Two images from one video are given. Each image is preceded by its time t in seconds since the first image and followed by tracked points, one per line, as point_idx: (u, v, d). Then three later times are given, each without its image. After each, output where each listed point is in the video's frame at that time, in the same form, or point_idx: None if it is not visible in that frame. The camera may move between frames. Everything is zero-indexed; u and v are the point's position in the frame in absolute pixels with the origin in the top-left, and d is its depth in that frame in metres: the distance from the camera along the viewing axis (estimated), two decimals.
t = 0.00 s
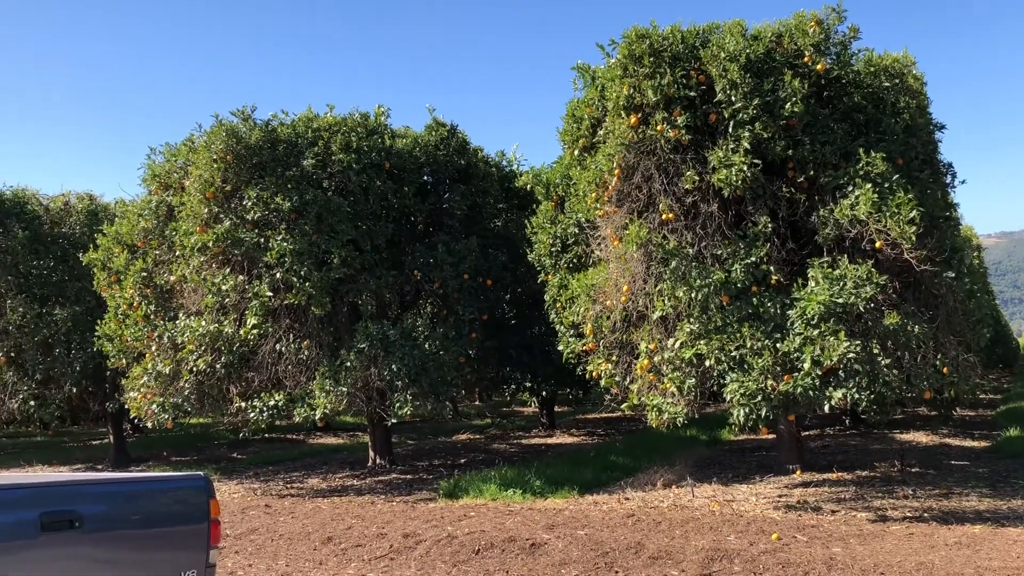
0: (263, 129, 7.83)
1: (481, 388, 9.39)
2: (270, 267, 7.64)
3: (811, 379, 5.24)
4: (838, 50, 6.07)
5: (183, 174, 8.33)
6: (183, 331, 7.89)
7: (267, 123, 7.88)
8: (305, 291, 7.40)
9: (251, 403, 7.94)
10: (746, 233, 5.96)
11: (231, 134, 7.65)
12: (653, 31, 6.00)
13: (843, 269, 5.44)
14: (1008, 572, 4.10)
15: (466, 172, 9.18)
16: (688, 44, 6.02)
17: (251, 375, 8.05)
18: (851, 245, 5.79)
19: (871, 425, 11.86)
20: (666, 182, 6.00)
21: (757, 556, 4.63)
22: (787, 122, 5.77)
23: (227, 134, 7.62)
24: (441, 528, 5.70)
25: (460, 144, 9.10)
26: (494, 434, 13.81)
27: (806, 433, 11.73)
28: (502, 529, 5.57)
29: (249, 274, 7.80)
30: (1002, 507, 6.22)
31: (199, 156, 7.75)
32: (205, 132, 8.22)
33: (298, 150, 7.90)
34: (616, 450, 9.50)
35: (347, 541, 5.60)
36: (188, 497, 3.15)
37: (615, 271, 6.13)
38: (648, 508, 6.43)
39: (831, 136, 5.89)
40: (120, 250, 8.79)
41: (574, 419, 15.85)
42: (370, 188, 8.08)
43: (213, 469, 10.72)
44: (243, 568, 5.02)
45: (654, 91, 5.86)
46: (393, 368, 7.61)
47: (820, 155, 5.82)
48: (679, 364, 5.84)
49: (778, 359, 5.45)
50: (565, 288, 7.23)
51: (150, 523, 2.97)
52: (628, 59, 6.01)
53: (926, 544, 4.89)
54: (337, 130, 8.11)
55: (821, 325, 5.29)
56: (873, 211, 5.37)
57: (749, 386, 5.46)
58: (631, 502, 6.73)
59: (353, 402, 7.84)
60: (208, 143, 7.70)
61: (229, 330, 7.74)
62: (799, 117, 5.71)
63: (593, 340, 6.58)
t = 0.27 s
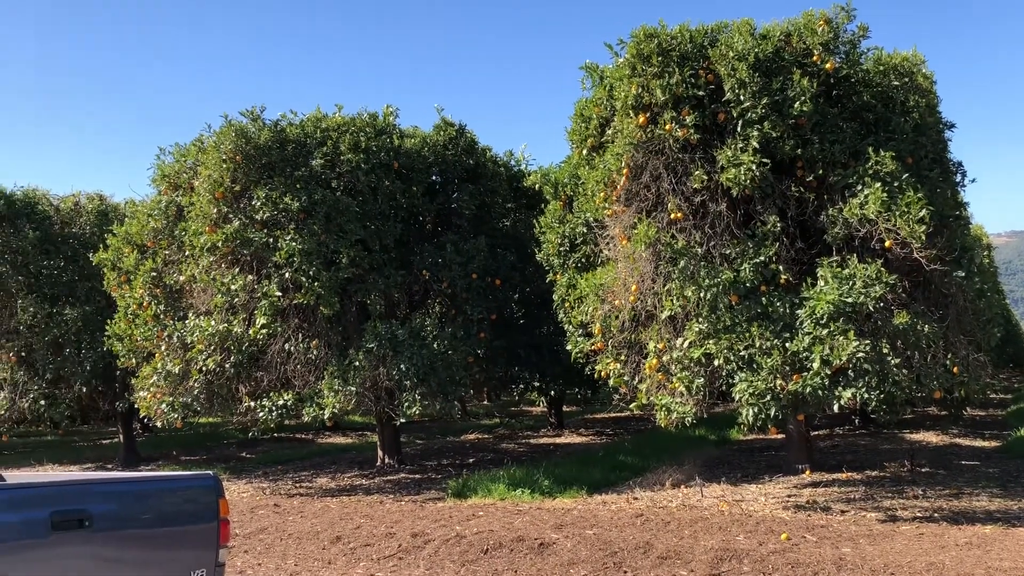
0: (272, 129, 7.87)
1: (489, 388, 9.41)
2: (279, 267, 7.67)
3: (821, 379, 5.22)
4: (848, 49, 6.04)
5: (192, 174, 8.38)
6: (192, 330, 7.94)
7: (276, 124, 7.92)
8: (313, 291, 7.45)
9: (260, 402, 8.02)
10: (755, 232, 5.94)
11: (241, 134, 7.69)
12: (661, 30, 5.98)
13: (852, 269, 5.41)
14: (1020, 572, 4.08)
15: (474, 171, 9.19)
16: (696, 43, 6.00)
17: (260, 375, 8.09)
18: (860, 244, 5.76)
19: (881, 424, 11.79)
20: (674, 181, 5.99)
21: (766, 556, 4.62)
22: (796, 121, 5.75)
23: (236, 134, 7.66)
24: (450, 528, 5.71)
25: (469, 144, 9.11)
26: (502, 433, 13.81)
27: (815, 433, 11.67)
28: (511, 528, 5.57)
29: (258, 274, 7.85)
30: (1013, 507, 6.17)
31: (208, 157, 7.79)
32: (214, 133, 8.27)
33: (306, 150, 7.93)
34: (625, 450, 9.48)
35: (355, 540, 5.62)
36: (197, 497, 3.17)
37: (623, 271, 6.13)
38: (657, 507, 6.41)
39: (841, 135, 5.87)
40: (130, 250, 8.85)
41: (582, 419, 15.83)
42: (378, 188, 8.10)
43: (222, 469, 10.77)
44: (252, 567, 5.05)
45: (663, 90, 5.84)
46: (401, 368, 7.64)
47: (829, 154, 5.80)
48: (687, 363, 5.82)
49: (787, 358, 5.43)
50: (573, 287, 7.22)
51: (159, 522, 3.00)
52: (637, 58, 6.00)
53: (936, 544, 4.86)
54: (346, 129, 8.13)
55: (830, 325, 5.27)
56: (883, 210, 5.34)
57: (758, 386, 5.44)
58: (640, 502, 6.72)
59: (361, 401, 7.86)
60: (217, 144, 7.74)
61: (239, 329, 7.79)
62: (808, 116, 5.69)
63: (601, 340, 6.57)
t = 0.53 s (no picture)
0: (277, 130, 7.89)
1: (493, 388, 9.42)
2: (283, 267, 7.69)
3: (825, 378, 5.21)
4: (853, 49, 6.00)
5: (197, 174, 8.41)
6: (197, 330, 7.96)
7: (281, 124, 7.94)
8: (318, 291, 7.47)
9: (264, 402, 8.01)
10: (759, 232, 5.93)
11: (245, 134, 7.71)
12: (665, 30, 5.98)
13: (857, 268, 5.39)
14: None
15: (479, 171, 9.19)
16: (700, 43, 5.99)
17: (264, 375, 8.11)
18: (865, 244, 5.75)
19: (886, 424, 11.76)
20: (678, 181, 5.98)
21: (770, 557, 4.61)
22: (801, 121, 5.74)
23: (240, 135, 7.68)
24: (454, 528, 5.72)
25: (473, 144, 9.11)
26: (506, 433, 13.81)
27: (820, 433, 11.64)
28: (515, 528, 5.58)
29: (263, 273, 7.86)
30: (1018, 507, 6.15)
31: (213, 157, 7.82)
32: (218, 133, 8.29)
33: (311, 150, 7.95)
34: (629, 450, 9.47)
35: (360, 540, 5.63)
36: (202, 496, 3.18)
37: (627, 271, 6.12)
38: (661, 508, 6.41)
39: (846, 135, 5.85)
40: (135, 250, 8.88)
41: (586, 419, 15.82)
42: (383, 188, 8.12)
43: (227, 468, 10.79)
44: (257, 566, 5.06)
45: (668, 90, 5.84)
46: (406, 367, 7.65)
47: (834, 154, 5.78)
48: (692, 363, 5.81)
49: (791, 358, 5.42)
50: (577, 287, 7.22)
51: (164, 521, 3.01)
52: (641, 58, 5.99)
53: (941, 545, 4.85)
54: (350, 129, 8.14)
55: (835, 325, 5.26)
56: (888, 210, 5.32)
57: (762, 386, 5.43)
58: (645, 502, 6.71)
59: (365, 401, 7.88)
60: (221, 144, 7.77)
61: (243, 329, 7.81)
62: (812, 116, 5.68)
63: (606, 340, 6.56)
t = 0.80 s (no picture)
0: (278, 130, 7.90)
1: (495, 388, 9.42)
2: (285, 267, 7.69)
3: (827, 378, 5.21)
4: (855, 49, 5.99)
5: (199, 174, 8.43)
6: (199, 330, 7.96)
7: (283, 124, 7.94)
8: (320, 291, 7.48)
9: (266, 402, 8.02)
10: (761, 232, 5.92)
11: (247, 134, 7.72)
12: (667, 30, 5.98)
13: (859, 268, 5.38)
14: None
15: (480, 171, 9.19)
16: (702, 43, 5.99)
17: (266, 375, 8.13)
18: (867, 244, 5.74)
19: (888, 425, 11.74)
20: (680, 181, 5.97)
21: (772, 557, 4.61)
22: (802, 121, 5.74)
23: (242, 135, 7.69)
24: (456, 528, 5.72)
25: (474, 144, 9.10)
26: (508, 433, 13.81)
27: (822, 434, 11.63)
28: (517, 528, 5.58)
29: (264, 273, 7.87)
30: (1020, 507, 6.14)
31: (215, 157, 7.83)
32: (220, 133, 8.30)
33: (313, 150, 7.95)
34: (630, 450, 9.47)
35: (361, 540, 5.63)
36: (204, 496, 3.17)
37: (629, 271, 6.13)
38: (663, 507, 6.41)
39: (847, 135, 5.86)
40: (137, 250, 8.89)
41: (587, 419, 15.82)
42: (385, 188, 8.12)
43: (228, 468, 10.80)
44: (259, 566, 5.06)
45: (669, 90, 5.83)
46: (407, 367, 7.65)
47: (836, 154, 5.78)
48: (694, 363, 5.81)
49: (793, 358, 5.42)
50: (579, 287, 7.23)
51: (165, 521, 3.01)
52: (643, 58, 5.99)
53: (943, 545, 4.84)
54: (352, 129, 8.14)
55: (837, 325, 5.26)
56: (890, 209, 5.32)
57: (764, 386, 5.42)
58: (646, 502, 6.71)
59: (367, 401, 7.89)
60: (223, 144, 7.77)
61: (245, 329, 7.82)
62: (814, 116, 5.68)
63: (607, 340, 6.56)
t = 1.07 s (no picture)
0: (279, 130, 7.90)
1: (495, 388, 9.43)
2: (285, 267, 7.69)
3: (827, 379, 5.20)
4: (855, 49, 5.99)
5: (199, 174, 8.43)
6: (199, 331, 7.96)
7: (283, 124, 7.94)
8: (320, 291, 7.48)
9: (266, 402, 8.02)
10: (761, 232, 5.92)
11: (247, 135, 7.72)
12: (667, 30, 5.98)
13: (859, 269, 5.38)
14: None
15: (480, 171, 9.19)
16: (702, 43, 5.99)
17: (267, 375, 8.13)
18: (867, 245, 5.75)
19: (889, 425, 11.75)
20: (680, 181, 5.96)
21: (772, 557, 4.61)
22: (803, 122, 5.74)
23: (242, 135, 7.68)
24: (456, 528, 5.72)
25: (474, 144, 9.10)
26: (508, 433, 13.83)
27: (823, 434, 11.63)
28: (517, 528, 5.58)
29: (265, 274, 7.87)
30: (1020, 507, 6.15)
31: (215, 157, 7.83)
32: (220, 133, 8.30)
33: (313, 150, 7.95)
34: (631, 450, 9.48)
35: (361, 540, 5.63)
36: (204, 496, 3.17)
37: (629, 271, 6.13)
38: (663, 508, 6.41)
39: (848, 135, 5.86)
40: (137, 251, 8.89)
41: (588, 419, 15.83)
42: (385, 188, 8.12)
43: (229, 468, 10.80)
44: (258, 566, 5.06)
45: (669, 90, 5.83)
46: (407, 368, 7.65)
47: (836, 154, 5.77)
48: (694, 364, 5.80)
49: (793, 359, 5.42)
50: (579, 287, 7.23)
51: (165, 521, 3.01)
52: (643, 58, 5.99)
53: (943, 545, 4.84)
54: (352, 129, 8.13)
55: (837, 325, 5.25)
56: (890, 210, 5.31)
57: (765, 386, 5.42)
58: (647, 502, 6.71)
59: (367, 401, 7.89)
60: (223, 144, 7.77)
61: (246, 329, 7.82)
62: (814, 116, 5.68)
63: (608, 340, 6.57)
